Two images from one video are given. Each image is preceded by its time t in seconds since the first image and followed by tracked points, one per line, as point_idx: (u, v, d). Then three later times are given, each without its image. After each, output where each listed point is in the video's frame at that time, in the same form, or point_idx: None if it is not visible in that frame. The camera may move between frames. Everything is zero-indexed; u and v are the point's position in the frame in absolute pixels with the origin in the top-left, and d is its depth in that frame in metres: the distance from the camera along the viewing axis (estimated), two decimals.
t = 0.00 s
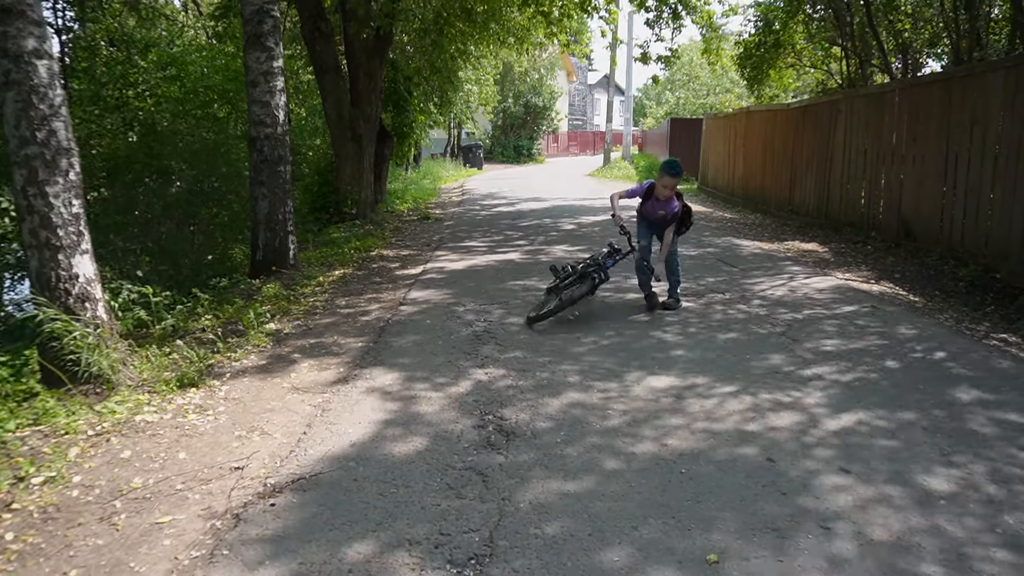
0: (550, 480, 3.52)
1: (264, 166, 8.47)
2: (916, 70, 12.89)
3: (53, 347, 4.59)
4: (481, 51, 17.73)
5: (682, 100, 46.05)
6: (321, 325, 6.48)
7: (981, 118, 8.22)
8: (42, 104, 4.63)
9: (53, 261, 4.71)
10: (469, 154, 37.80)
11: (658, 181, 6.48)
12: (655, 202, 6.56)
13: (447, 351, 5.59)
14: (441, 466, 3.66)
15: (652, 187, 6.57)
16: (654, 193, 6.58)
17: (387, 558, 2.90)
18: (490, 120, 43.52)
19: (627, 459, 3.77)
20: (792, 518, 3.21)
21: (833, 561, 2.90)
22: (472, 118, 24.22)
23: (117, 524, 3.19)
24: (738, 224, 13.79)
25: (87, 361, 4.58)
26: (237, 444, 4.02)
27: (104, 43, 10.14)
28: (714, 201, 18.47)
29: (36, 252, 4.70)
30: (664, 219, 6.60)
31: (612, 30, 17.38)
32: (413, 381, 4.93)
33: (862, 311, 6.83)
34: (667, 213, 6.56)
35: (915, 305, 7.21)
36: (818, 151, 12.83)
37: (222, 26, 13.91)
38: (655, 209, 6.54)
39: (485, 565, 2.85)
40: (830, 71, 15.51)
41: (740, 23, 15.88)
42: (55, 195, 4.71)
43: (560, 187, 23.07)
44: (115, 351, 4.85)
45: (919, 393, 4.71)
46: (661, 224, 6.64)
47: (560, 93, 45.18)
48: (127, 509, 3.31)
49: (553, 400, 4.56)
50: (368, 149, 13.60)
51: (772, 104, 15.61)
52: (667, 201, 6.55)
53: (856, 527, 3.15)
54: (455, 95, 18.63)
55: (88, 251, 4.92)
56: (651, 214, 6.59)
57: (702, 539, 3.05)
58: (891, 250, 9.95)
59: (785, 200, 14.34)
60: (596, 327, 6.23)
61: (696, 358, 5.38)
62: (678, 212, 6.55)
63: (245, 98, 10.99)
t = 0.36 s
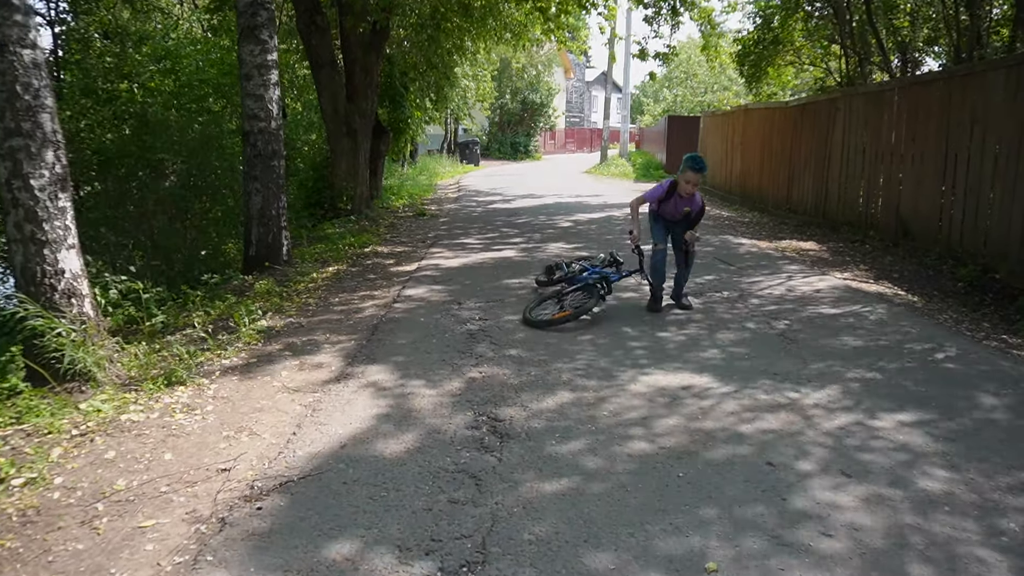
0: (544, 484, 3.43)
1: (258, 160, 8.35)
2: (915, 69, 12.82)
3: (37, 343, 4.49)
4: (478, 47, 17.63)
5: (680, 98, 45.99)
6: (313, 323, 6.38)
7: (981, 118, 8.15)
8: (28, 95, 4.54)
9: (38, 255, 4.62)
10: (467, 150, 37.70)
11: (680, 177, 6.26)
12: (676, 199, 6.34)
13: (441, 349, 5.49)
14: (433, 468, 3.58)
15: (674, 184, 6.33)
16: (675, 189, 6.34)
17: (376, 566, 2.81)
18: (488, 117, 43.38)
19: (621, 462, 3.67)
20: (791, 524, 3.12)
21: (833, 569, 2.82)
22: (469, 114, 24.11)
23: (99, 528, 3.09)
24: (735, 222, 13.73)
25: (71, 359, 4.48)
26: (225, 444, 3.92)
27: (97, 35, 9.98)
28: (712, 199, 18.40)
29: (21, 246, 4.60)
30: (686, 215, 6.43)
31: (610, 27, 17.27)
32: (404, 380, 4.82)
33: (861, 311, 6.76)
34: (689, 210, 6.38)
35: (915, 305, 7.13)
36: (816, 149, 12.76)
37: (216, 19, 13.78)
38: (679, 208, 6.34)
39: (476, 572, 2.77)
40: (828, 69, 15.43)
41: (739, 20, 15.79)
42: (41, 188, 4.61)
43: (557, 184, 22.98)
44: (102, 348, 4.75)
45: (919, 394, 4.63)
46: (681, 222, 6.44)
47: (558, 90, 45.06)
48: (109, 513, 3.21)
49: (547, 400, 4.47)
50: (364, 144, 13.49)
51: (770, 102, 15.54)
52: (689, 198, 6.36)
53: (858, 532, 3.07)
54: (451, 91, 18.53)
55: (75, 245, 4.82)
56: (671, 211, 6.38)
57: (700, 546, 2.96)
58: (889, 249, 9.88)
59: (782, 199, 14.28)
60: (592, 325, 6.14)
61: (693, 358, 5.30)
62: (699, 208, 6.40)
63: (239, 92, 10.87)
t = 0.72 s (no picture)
0: (528, 494, 3.32)
1: (237, 165, 8.21)
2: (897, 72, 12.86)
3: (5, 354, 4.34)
4: (462, 51, 17.55)
5: (664, 103, 46.15)
6: (294, 330, 6.25)
7: (963, 119, 8.16)
8: None
9: (6, 262, 4.46)
10: (452, 155, 37.62)
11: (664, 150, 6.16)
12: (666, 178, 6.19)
13: (424, 355, 5.38)
14: (415, 479, 3.47)
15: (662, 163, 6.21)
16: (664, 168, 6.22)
17: None
18: (473, 122, 43.32)
19: (607, 469, 3.58)
20: (782, 531, 3.03)
21: None
22: (454, 119, 24.04)
23: (64, 547, 2.97)
24: (721, 225, 13.71)
25: (40, 369, 4.33)
26: (200, 457, 3.80)
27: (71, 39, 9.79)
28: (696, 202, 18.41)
29: None
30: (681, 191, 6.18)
31: (594, 32, 17.24)
32: (385, 388, 4.71)
33: (848, 312, 6.72)
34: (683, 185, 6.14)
35: (901, 306, 7.11)
36: (800, 152, 12.77)
37: (195, 23, 13.61)
38: (669, 183, 6.15)
39: None
40: (811, 72, 15.48)
41: (722, 24, 15.81)
42: (8, 194, 4.46)
43: (542, 189, 22.94)
44: (73, 357, 4.61)
45: (908, 396, 4.58)
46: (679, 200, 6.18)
47: (543, 95, 45.10)
48: (75, 530, 3.08)
49: (532, 406, 4.37)
50: (347, 149, 13.36)
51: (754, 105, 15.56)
52: (680, 173, 6.16)
53: (850, 539, 2.98)
54: (435, 96, 18.43)
55: (44, 253, 4.68)
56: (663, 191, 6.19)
57: (689, 556, 2.86)
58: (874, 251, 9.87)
59: (766, 201, 14.28)
60: (578, 329, 6.05)
61: (680, 362, 5.22)
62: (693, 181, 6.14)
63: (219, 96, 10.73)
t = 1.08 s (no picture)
0: (520, 516, 3.22)
1: (228, 180, 8.12)
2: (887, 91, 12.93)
3: None
4: (455, 68, 17.58)
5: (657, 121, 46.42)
6: (282, 346, 6.14)
7: (954, 137, 8.16)
8: None
9: None
10: (445, 172, 37.67)
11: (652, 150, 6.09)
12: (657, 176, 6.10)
13: (415, 372, 5.28)
14: (402, 500, 3.36)
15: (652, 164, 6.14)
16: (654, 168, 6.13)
17: None
18: (466, 139, 43.41)
19: (601, 489, 3.48)
20: (782, 555, 2.93)
21: None
22: (448, 135, 24.05)
23: (34, 572, 2.84)
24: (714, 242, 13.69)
25: (19, 385, 4.19)
26: (181, 476, 3.68)
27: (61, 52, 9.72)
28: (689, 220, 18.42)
29: None
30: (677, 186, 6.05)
31: (587, 50, 17.32)
32: (374, 406, 4.60)
33: (843, 330, 6.66)
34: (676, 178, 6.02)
35: (897, 324, 7.05)
36: (792, 170, 12.79)
37: (188, 38, 13.58)
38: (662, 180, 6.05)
39: None
40: (801, 91, 15.57)
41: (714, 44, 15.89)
42: None
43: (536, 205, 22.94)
44: (53, 373, 4.46)
45: (906, 414, 4.50)
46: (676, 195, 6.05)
47: (536, 113, 45.28)
48: (47, 554, 2.96)
49: (525, 425, 4.26)
50: (339, 164, 13.31)
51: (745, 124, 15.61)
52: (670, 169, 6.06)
53: (852, 562, 2.89)
54: (429, 112, 18.44)
55: (25, 266, 4.56)
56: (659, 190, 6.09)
57: None
58: (867, 269, 9.85)
59: (759, 219, 14.28)
60: (572, 346, 5.96)
61: (675, 379, 5.13)
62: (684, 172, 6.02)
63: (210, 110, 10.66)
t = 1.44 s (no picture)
0: (518, 510, 3.17)
1: (222, 173, 8.05)
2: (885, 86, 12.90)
3: None
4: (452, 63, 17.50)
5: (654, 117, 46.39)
6: (277, 339, 6.09)
7: (951, 133, 8.13)
8: None
9: None
10: (441, 167, 37.57)
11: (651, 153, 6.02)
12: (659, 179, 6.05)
13: (411, 365, 5.23)
14: (398, 493, 3.32)
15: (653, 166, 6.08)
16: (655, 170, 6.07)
17: None
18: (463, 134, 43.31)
19: (599, 483, 3.44)
20: (782, 548, 2.89)
21: None
22: (445, 130, 23.98)
23: (23, 568, 2.80)
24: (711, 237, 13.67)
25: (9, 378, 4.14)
26: (174, 470, 3.63)
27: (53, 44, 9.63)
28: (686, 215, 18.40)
29: None
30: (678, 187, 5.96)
31: (583, 45, 17.26)
32: (370, 399, 4.55)
33: (842, 324, 6.63)
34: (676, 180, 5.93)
35: (895, 319, 7.03)
36: (789, 165, 12.76)
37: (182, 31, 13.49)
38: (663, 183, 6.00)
39: None
40: (799, 87, 15.54)
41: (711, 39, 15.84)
42: None
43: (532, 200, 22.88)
44: (44, 367, 4.41)
45: (906, 408, 4.47)
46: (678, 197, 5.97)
47: (533, 108, 45.18)
48: (37, 549, 2.91)
49: (523, 418, 4.22)
50: (335, 158, 13.24)
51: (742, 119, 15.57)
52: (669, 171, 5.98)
53: (852, 555, 2.85)
54: (425, 107, 18.37)
55: (15, 258, 4.50)
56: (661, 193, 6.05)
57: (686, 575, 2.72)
58: (864, 264, 9.82)
59: (756, 214, 14.25)
60: (569, 340, 5.92)
61: (673, 372, 5.10)
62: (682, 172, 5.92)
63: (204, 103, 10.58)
